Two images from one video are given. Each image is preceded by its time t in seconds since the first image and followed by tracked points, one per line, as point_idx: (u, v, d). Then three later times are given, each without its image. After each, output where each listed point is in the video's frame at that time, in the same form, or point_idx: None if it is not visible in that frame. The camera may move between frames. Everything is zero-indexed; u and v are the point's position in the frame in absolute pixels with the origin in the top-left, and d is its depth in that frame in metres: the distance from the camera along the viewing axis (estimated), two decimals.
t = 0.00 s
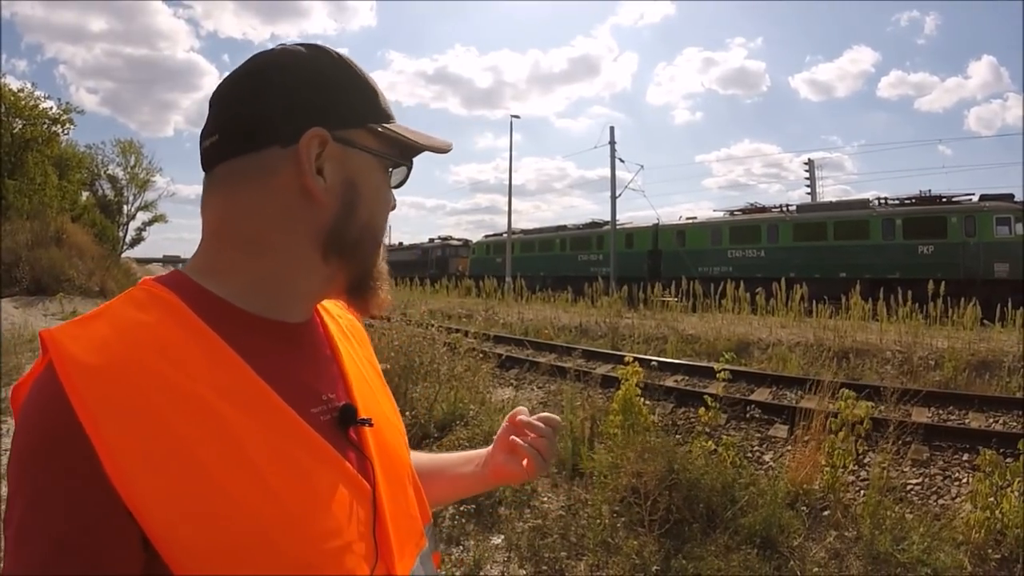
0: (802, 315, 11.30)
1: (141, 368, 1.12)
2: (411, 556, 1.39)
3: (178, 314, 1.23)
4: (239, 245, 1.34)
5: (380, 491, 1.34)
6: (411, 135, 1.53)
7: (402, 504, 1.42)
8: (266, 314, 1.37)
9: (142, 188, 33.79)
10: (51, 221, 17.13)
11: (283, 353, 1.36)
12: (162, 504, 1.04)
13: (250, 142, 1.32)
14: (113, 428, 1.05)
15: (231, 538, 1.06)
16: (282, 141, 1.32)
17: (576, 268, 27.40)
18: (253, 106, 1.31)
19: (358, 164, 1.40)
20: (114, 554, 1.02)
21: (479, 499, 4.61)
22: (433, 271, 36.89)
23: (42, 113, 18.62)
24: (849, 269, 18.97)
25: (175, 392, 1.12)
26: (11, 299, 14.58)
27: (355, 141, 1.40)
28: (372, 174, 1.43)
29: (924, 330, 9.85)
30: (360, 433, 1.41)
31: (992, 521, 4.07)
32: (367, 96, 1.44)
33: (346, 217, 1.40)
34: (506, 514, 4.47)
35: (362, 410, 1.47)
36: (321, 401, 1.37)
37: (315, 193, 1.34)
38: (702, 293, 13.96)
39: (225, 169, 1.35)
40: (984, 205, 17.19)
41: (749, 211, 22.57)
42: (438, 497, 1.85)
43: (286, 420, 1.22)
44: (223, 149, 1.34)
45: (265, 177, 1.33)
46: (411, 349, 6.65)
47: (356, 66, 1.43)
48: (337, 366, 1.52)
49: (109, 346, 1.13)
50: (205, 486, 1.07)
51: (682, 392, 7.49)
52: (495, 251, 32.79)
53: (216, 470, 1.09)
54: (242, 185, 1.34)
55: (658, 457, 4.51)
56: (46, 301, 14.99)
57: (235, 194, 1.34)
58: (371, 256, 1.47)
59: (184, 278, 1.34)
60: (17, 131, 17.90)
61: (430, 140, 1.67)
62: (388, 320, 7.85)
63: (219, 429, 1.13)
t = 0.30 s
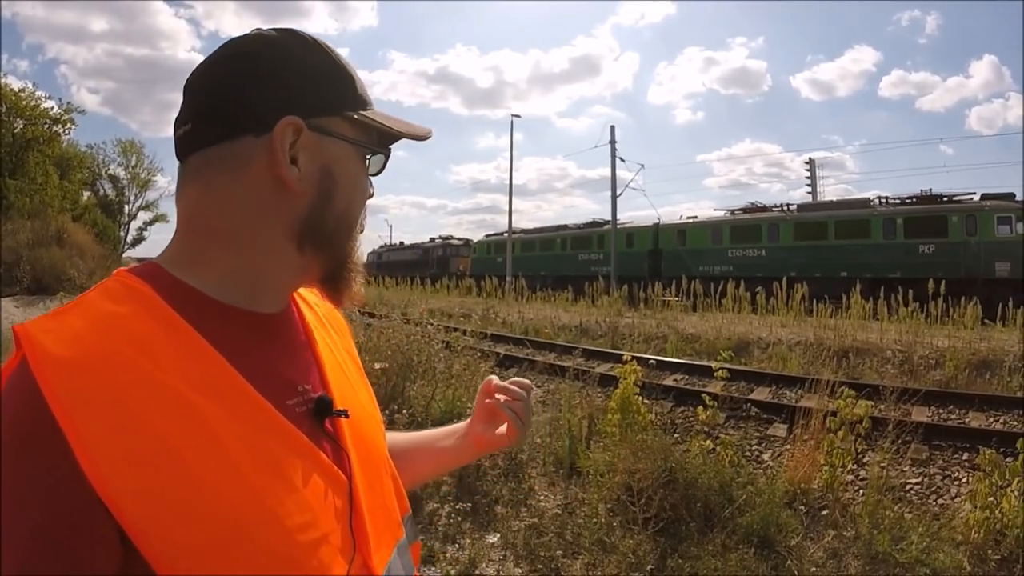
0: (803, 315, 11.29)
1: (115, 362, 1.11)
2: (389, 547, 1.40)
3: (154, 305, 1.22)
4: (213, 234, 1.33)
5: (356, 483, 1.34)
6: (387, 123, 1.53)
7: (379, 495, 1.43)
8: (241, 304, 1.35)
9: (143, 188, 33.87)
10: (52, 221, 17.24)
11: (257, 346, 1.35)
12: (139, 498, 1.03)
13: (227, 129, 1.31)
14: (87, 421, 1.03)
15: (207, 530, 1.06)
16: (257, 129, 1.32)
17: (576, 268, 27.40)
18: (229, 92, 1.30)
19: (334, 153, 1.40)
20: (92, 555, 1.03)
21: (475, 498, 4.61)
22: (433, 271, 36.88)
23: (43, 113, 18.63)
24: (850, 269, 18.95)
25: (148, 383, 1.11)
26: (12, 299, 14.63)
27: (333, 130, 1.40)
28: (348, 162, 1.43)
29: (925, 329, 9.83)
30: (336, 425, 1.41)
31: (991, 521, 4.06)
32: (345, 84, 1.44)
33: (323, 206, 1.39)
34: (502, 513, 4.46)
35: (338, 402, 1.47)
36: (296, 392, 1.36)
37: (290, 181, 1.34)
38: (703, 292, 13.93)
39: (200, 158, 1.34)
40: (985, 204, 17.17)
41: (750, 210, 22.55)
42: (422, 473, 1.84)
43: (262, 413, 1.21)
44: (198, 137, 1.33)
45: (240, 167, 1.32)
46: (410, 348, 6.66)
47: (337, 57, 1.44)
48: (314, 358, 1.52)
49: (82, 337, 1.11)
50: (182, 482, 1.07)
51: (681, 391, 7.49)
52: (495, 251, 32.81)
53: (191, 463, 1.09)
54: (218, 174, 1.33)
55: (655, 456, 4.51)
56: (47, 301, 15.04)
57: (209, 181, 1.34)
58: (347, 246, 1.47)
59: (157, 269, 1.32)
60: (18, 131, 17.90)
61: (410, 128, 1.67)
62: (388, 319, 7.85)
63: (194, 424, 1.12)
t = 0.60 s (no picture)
0: (804, 315, 11.28)
1: (113, 356, 1.10)
2: (386, 543, 1.40)
3: (154, 298, 1.22)
4: (214, 229, 1.34)
5: (354, 480, 1.34)
6: (393, 123, 1.53)
7: (376, 491, 1.43)
8: (240, 299, 1.36)
9: (144, 188, 33.93)
10: (53, 222, 17.46)
11: (255, 342, 1.35)
12: (137, 496, 1.03)
13: (230, 125, 1.31)
14: (86, 416, 1.03)
15: (204, 527, 1.06)
16: (262, 126, 1.32)
17: (577, 268, 27.41)
18: (237, 87, 1.30)
19: (339, 151, 1.40)
20: (89, 553, 1.03)
21: (475, 496, 4.61)
22: (434, 271, 36.89)
23: (45, 113, 18.70)
24: (851, 269, 18.94)
25: (148, 377, 1.11)
26: (13, 299, 14.68)
27: (338, 128, 1.40)
28: (352, 161, 1.43)
29: (926, 330, 9.83)
30: (334, 421, 1.42)
31: (992, 521, 4.05)
32: (352, 82, 1.44)
33: (325, 204, 1.39)
34: (502, 512, 4.46)
35: (336, 397, 1.48)
36: (295, 388, 1.37)
37: (294, 178, 1.34)
38: (704, 293, 13.92)
39: (202, 154, 1.35)
40: (986, 204, 17.15)
41: (752, 211, 22.55)
42: (419, 470, 1.86)
43: (259, 408, 1.21)
44: (201, 132, 1.34)
45: (243, 162, 1.32)
46: (411, 348, 6.67)
47: (345, 55, 1.44)
48: (313, 353, 1.52)
49: (81, 331, 1.11)
50: (178, 478, 1.07)
51: (681, 391, 7.49)
52: (497, 251, 32.82)
53: (190, 460, 1.09)
54: (221, 169, 1.33)
55: (656, 456, 4.51)
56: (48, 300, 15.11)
57: (212, 176, 1.34)
58: (348, 245, 1.47)
59: (157, 263, 1.33)
60: (20, 131, 17.93)
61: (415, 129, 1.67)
62: (389, 319, 7.85)
63: (192, 419, 1.12)
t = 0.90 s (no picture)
0: (806, 315, 11.26)
1: (116, 359, 1.11)
2: (389, 548, 1.40)
3: (158, 303, 1.22)
4: (217, 233, 1.34)
5: (356, 484, 1.34)
6: (398, 128, 1.53)
7: (378, 496, 1.43)
8: (245, 303, 1.36)
9: (146, 187, 34.01)
10: (55, 222, 17.70)
11: (257, 346, 1.35)
12: (139, 497, 1.03)
13: (234, 130, 1.32)
14: (89, 418, 1.03)
15: (205, 529, 1.06)
16: (265, 131, 1.32)
17: (579, 268, 27.40)
18: (241, 92, 1.31)
19: (343, 156, 1.40)
20: (90, 553, 1.03)
21: (476, 497, 4.62)
22: (436, 271, 36.91)
23: (47, 113, 18.76)
24: (853, 269, 18.91)
25: (151, 380, 1.12)
26: (16, 298, 14.75)
27: (342, 134, 1.40)
28: (356, 165, 1.43)
29: (928, 330, 9.83)
30: (336, 425, 1.42)
31: (995, 523, 4.04)
32: (357, 87, 1.44)
33: (329, 208, 1.39)
34: (503, 512, 4.47)
35: (339, 402, 1.48)
36: (297, 393, 1.37)
37: (298, 183, 1.34)
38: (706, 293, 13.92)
39: (206, 158, 1.35)
40: (989, 204, 17.11)
41: (754, 211, 22.52)
42: (426, 478, 1.85)
43: (261, 412, 1.21)
44: (205, 136, 1.34)
45: (247, 167, 1.33)
46: (413, 349, 6.67)
47: (349, 61, 1.44)
48: (316, 359, 1.52)
49: (85, 334, 1.11)
50: (181, 480, 1.07)
51: (683, 391, 7.49)
52: (499, 251, 32.83)
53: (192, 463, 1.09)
54: (224, 174, 1.33)
55: (658, 458, 4.51)
56: (50, 300, 15.18)
57: (216, 181, 1.34)
58: (353, 249, 1.47)
59: (162, 265, 1.33)
60: (23, 130, 17.84)
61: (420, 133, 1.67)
62: (391, 319, 7.86)
63: (194, 423, 1.12)
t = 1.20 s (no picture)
0: (807, 316, 11.25)
1: (122, 359, 1.11)
2: (393, 548, 1.40)
3: (165, 303, 1.23)
4: (216, 235, 1.34)
5: (360, 484, 1.34)
6: (394, 118, 1.51)
7: (383, 496, 1.43)
8: (245, 304, 1.36)
9: (148, 187, 34.07)
10: (56, 222, 17.71)
11: (262, 345, 1.36)
12: (143, 496, 1.04)
13: (227, 132, 1.32)
14: (95, 417, 1.03)
15: (209, 530, 1.07)
16: (255, 130, 1.32)
17: (580, 269, 27.41)
18: (231, 94, 1.31)
19: (336, 150, 1.39)
20: (90, 554, 1.03)
21: (478, 497, 4.62)
22: (438, 271, 36.92)
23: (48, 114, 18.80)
24: (855, 269, 18.90)
25: (157, 380, 1.12)
26: (18, 299, 14.79)
27: (332, 126, 1.39)
28: (351, 159, 1.42)
29: (929, 330, 9.83)
30: (341, 425, 1.42)
31: (996, 523, 4.04)
32: (347, 80, 1.43)
33: (324, 203, 1.38)
34: (505, 513, 4.47)
35: (344, 402, 1.48)
36: (302, 393, 1.37)
37: (290, 180, 1.33)
38: (707, 293, 13.92)
39: (204, 160, 1.35)
40: (990, 204, 17.10)
41: (755, 211, 22.52)
42: (435, 485, 1.86)
43: (265, 412, 1.22)
44: (200, 140, 1.35)
45: (240, 167, 1.33)
46: (414, 349, 6.68)
47: (338, 55, 1.44)
48: (321, 359, 1.53)
49: (91, 334, 1.12)
50: (185, 479, 1.07)
51: (685, 392, 7.51)
52: (500, 251, 32.85)
53: (196, 464, 1.09)
54: (220, 175, 1.34)
55: (660, 458, 4.51)
56: (51, 300, 15.20)
57: (212, 184, 1.34)
58: (353, 244, 1.45)
59: (166, 268, 1.34)
60: (24, 131, 17.23)
61: (419, 122, 1.65)
62: (392, 319, 7.87)
63: (197, 423, 1.12)
